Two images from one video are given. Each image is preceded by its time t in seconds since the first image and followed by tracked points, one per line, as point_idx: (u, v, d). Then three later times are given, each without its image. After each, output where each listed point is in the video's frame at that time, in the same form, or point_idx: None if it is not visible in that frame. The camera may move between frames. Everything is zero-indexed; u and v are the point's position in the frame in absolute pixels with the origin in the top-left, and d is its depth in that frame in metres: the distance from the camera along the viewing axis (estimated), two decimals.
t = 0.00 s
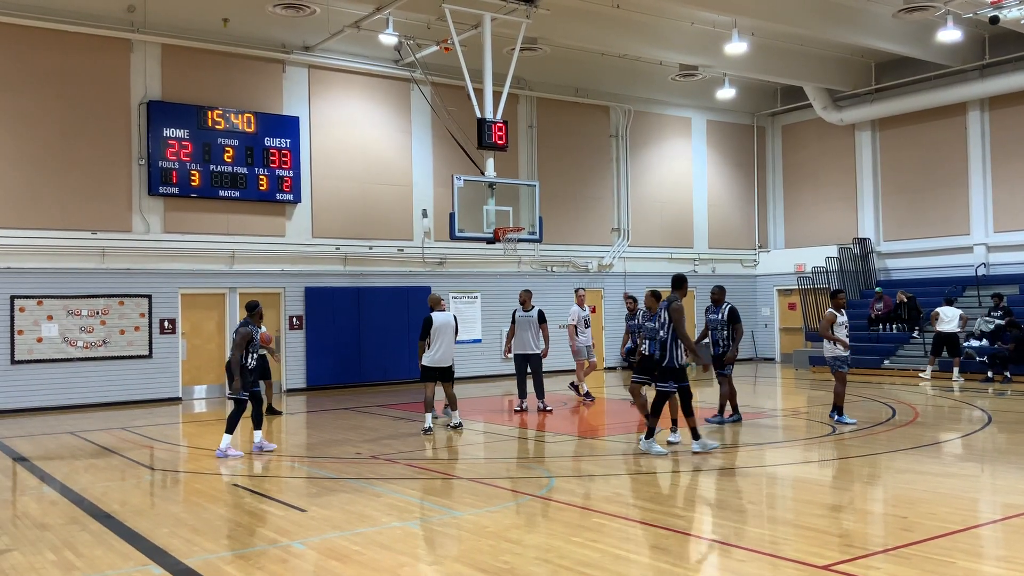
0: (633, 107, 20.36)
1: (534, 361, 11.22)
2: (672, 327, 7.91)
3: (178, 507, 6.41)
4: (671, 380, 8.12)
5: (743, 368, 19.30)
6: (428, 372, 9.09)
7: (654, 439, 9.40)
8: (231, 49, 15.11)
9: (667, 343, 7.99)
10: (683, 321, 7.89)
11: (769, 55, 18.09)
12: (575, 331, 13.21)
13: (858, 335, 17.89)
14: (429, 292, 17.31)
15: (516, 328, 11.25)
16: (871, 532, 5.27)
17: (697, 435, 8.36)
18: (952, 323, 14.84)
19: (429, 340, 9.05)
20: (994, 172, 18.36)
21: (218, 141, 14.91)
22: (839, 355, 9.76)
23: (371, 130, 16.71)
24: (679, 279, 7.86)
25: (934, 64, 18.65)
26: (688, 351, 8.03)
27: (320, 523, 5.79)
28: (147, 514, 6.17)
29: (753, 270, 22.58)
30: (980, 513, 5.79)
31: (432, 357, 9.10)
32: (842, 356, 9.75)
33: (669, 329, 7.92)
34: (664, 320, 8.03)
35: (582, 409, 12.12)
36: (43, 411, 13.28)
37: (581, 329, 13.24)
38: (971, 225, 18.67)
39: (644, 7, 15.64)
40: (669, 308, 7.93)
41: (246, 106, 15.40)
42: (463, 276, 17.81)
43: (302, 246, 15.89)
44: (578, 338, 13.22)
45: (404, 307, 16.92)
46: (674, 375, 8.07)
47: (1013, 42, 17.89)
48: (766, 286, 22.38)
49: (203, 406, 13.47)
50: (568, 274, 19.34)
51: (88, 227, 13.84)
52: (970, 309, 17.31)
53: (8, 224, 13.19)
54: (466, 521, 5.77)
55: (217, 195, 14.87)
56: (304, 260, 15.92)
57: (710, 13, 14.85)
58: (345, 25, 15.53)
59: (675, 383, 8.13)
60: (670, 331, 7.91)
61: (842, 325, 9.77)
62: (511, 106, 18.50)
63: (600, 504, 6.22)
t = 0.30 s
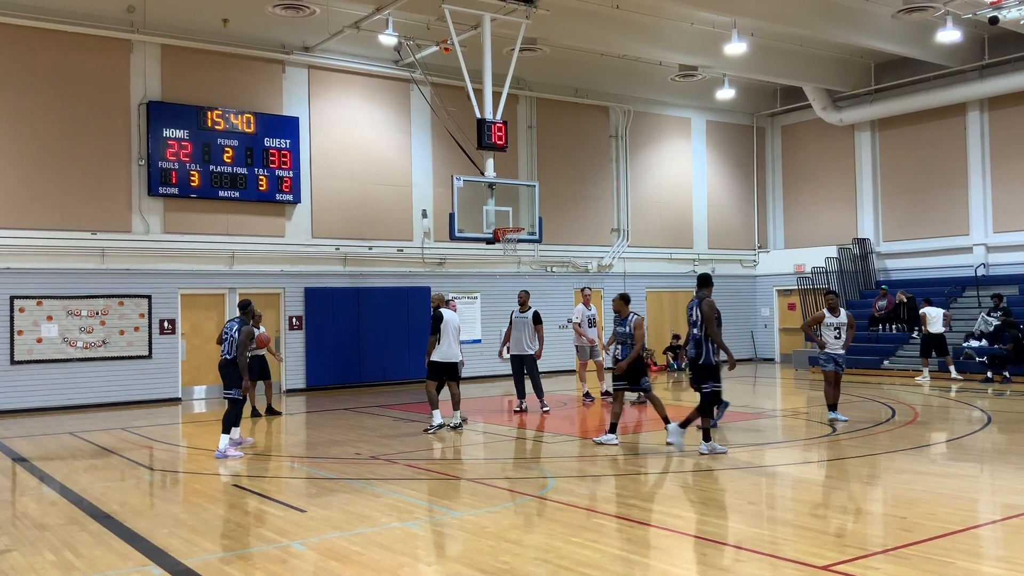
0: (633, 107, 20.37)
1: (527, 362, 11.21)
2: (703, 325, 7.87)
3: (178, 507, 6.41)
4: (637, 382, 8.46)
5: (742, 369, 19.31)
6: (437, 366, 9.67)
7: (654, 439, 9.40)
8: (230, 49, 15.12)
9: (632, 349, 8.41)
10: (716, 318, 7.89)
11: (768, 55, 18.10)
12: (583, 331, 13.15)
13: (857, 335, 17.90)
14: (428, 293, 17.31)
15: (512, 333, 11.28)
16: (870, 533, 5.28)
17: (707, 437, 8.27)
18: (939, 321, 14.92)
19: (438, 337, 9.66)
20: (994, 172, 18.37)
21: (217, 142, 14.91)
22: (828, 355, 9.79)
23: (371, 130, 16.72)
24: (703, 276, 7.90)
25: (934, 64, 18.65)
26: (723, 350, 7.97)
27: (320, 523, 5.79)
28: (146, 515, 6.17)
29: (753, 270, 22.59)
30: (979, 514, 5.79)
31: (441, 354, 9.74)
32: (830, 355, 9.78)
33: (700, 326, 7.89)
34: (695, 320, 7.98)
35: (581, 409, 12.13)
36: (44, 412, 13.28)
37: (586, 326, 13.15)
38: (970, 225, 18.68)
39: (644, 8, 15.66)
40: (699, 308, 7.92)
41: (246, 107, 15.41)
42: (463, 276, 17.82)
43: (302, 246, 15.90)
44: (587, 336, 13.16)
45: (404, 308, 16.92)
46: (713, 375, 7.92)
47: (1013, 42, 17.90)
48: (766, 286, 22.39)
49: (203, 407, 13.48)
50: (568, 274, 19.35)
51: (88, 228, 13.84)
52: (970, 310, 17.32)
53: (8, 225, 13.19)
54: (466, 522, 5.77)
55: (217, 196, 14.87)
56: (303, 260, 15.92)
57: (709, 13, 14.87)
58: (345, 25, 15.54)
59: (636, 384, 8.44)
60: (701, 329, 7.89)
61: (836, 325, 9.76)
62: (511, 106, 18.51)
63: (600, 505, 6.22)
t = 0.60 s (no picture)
0: (633, 105, 20.38)
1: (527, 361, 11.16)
2: (736, 324, 7.63)
3: (177, 506, 6.40)
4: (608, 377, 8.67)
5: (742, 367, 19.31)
6: (443, 364, 9.79)
7: (655, 437, 9.40)
8: (229, 47, 15.12)
9: (603, 348, 8.58)
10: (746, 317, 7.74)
11: (768, 53, 18.09)
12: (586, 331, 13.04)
13: (857, 333, 17.90)
14: (428, 291, 17.32)
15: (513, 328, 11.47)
16: (870, 531, 5.28)
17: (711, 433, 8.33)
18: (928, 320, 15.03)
19: (444, 336, 9.82)
20: (993, 170, 18.37)
21: (216, 140, 14.89)
22: (817, 353, 9.82)
23: (370, 129, 16.71)
24: (734, 274, 7.76)
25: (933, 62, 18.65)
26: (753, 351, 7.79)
27: (320, 522, 5.79)
28: (145, 513, 6.16)
29: (752, 268, 22.60)
30: (979, 511, 5.80)
31: (445, 352, 9.84)
32: (816, 353, 9.81)
33: (732, 325, 7.65)
34: (727, 318, 7.71)
35: (581, 407, 12.15)
36: (43, 410, 13.28)
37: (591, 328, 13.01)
38: (969, 223, 18.68)
39: (643, 6, 15.66)
40: (732, 305, 7.70)
41: (245, 105, 15.40)
42: (462, 275, 17.82)
43: (301, 244, 15.90)
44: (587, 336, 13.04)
45: (404, 306, 16.92)
46: (740, 373, 7.73)
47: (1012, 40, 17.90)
48: (766, 284, 22.40)
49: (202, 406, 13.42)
50: (568, 272, 19.35)
51: (87, 226, 13.82)
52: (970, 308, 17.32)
53: (7, 223, 13.18)
54: (466, 520, 5.77)
55: (216, 194, 14.86)
56: (302, 258, 15.92)
57: (708, 11, 14.87)
58: (345, 23, 15.52)
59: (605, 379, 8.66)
60: (733, 328, 7.64)
61: (822, 322, 9.76)
62: (511, 104, 18.51)
63: (600, 503, 6.21)
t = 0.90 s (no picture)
0: (632, 104, 20.38)
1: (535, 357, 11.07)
2: (773, 322, 7.59)
3: (176, 505, 6.39)
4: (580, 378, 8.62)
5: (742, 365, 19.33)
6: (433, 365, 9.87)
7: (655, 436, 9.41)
8: (228, 46, 15.12)
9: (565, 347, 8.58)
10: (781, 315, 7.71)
11: (767, 52, 18.09)
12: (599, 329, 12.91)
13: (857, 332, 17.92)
14: (427, 290, 17.32)
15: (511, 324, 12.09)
16: (870, 529, 5.28)
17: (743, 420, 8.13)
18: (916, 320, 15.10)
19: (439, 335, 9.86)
20: (992, 168, 18.38)
21: (216, 139, 14.88)
22: (800, 354, 10.03)
23: (370, 128, 16.71)
24: (768, 271, 7.72)
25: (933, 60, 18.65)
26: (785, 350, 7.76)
27: (319, 521, 5.79)
28: (145, 513, 6.15)
29: (751, 267, 22.61)
30: (978, 509, 5.80)
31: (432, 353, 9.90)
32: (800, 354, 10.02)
33: (769, 323, 7.61)
34: (762, 316, 7.67)
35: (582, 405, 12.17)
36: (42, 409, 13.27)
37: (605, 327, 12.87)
38: (969, 222, 18.68)
39: (642, 4, 15.67)
40: (767, 303, 7.66)
41: (244, 104, 15.39)
42: (461, 274, 17.82)
43: (301, 243, 15.90)
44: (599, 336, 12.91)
45: (404, 305, 16.92)
46: (773, 372, 7.65)
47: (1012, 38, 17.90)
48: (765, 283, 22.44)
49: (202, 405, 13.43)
50: (567, 271, 19.36)
51: (87, 226, 13.82)
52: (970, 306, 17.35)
53: (6, 222, 13.18)
54: (466, 518, 5.77)
55: (216, 193, 14.85)
56: (302, 257, 15.93)
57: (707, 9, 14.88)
58: (344, 22, 15.51)
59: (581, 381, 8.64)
60: (769, 326, 7.61)
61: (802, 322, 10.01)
62: (511, 102, 18.52)
63: (600, 502, 6.21)
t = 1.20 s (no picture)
0: (632, 104, 20.39)
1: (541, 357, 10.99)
2: (802, 321, 7.62)
3: (175, 505, 6.38)
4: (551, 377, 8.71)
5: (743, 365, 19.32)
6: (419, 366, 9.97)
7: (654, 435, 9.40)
8: (227, 46, 15.12)
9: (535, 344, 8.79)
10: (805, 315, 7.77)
11: (767, 52, 18.09)
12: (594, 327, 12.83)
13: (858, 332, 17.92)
14: (428, 290, 17.33)
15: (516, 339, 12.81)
16: (869, 528, 5.28)
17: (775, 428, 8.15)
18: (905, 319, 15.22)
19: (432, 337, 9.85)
20: (992, 168, 18.38)
21: (215, 139, 14.88)
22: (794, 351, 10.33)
23: (369, 128, 16.71)
24: (786, 271, 7.76)
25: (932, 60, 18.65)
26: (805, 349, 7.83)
27: (318, 520, 5.78)
28: (145, 513, 6.15)
29: (751, 267, 22.62)
30: (978, 509, 5.79)
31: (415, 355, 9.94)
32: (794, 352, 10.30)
33: (798, 322, 7.63)
34: (790, 316, 7.68)
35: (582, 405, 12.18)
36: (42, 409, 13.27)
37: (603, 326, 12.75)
38: (969, 221, 18.68)
39: (642, 3, 15.66)
40: (794, 302, 7.69)
41: (244, 104, 15.39)
42: (461, 273, 17.82)
43: (301, 243, 15.91)
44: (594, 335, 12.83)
45: (404, 304, 16.92)
46: (796, 372, 7.68)
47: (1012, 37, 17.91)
48: (765, 283, 22.45)
49: (201, 404, 13.43)
50: (567, 270, 19.36)
51: (86, 226, 13.82)
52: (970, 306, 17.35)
53: (6, 222, 13.17)
54: (466, 518, 5.77)
55: (215, 192, 14.84)
56: (302, 257, 15.93)
57: (707, 9, 14.88)
58: (344, 21, 15.51)
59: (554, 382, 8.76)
60: (797, 325, 7.63)
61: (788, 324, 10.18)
62: (511, 102, 18.51)
63: (600, 501, 6.21)
